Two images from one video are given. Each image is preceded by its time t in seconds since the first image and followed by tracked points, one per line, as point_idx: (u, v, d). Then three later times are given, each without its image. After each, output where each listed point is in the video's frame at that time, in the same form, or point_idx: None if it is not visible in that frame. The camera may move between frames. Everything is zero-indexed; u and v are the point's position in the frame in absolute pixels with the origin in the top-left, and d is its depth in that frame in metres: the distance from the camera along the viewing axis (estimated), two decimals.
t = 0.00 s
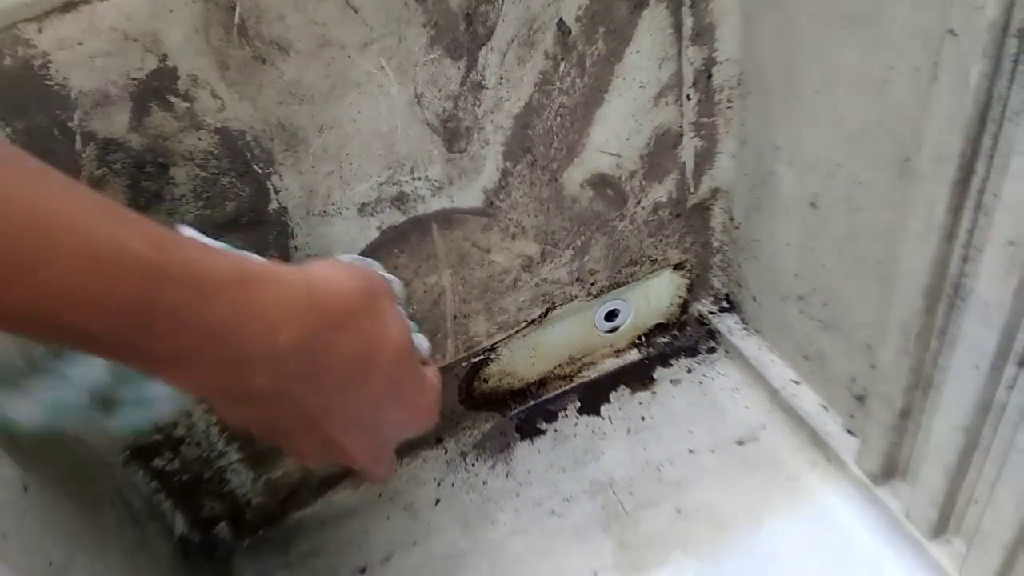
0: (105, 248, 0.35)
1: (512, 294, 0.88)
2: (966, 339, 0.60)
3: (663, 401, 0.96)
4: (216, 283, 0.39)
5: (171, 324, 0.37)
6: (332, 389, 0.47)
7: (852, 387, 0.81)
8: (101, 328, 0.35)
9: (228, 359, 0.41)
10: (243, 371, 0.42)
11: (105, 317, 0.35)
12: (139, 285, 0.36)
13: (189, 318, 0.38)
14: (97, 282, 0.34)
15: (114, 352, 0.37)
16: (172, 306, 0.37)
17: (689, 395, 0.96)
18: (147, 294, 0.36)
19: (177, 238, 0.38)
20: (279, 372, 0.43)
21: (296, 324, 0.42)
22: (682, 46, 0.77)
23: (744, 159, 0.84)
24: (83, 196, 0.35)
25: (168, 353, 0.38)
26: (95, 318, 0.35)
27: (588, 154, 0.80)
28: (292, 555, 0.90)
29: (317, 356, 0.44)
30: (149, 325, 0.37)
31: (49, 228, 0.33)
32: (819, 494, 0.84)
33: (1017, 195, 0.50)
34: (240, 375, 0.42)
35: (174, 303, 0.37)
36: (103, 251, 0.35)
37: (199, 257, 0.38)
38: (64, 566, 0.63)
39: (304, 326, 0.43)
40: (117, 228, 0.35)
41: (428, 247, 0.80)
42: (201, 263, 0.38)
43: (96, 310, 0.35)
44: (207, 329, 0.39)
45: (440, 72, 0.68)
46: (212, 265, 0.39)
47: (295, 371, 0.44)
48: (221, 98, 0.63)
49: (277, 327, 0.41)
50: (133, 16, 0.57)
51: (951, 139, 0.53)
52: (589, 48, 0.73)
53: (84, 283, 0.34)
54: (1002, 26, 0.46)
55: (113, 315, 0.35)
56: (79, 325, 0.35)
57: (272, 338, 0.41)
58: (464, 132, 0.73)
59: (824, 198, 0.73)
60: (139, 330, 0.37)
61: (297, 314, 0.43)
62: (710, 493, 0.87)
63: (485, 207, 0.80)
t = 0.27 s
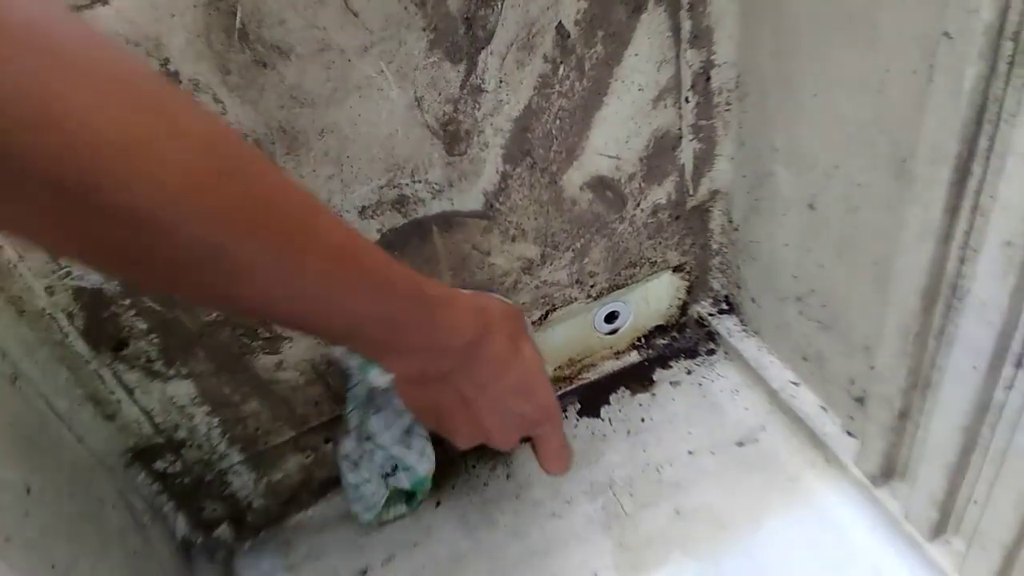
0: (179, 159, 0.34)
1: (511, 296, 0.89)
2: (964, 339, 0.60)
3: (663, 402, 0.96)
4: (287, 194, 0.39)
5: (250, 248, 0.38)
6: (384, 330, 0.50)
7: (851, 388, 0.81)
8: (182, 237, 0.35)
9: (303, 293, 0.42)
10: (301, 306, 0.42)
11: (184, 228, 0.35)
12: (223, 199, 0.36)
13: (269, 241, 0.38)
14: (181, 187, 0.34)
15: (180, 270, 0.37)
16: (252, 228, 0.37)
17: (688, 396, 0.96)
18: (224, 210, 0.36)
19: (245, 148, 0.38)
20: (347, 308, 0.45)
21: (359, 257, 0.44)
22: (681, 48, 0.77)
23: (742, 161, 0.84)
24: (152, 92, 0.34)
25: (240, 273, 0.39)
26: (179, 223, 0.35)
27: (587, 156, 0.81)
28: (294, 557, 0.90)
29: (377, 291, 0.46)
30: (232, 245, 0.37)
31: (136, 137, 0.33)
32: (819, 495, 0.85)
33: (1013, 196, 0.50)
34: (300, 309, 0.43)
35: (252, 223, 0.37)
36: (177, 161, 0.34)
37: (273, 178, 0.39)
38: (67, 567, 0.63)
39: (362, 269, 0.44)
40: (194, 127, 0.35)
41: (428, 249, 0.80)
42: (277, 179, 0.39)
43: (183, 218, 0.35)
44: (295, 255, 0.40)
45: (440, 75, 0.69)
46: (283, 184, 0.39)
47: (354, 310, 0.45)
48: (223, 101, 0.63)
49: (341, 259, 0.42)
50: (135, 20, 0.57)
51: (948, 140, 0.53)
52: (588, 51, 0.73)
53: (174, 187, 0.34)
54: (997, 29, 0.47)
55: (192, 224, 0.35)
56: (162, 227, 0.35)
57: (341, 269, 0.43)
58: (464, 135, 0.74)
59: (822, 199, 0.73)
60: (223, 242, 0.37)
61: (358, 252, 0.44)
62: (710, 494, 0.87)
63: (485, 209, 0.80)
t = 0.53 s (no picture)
0: (165, 84, 0.42)
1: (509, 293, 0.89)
2: (961, 336, 0.60)
3: (661, 400, 0.96)
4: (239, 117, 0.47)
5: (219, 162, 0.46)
6: (323, 251, 0.54)
7: (848, 385, 0.81)
8: (145, 149, 0.43)
9: (267, 224, 0.50)
10: (281, 240, 0.51)
11: (159, 150, 0.43)
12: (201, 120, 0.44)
13: (234, 151, 0.46)
14: (162, 120, 0.42)
15: (169, 181, 0.45)
16: (221, 154, 0.46)
17: (686, 393, 0.96)
18: (222, 123, 0.46)
19: (231, 88, 0.47)
20: (299, 231, 0.52)
21: (316, 181, 0.51)
22: (678, 45, 0.77)
23: (739, 158, 0.84)
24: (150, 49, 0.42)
25: (192, 192, 0.46)
26: (155, 142, 0.43)
27: (585, 153, 0.81)
28: (291, 553, 0.90)
29: (316, 229, 0.52)
30: (176, 166, 0.44)
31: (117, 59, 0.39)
32: (816, 492, 0.85)
33: (1009, 192, 0.50)
34: (257, 227, 0.50)
35: (223, 146, 0.46)
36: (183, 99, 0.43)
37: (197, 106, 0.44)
38: (64, 562, 0.64)
39: (331, 190, 0.53)
40: (187, 80, 0.44)
41: (426, 245, 0.80)
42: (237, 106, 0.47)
43: (164, 141, 0.43)
44: (254, 169, 0.48)
45: (437, 71, 0.69)
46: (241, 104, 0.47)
47: (314, 239, 0.53)
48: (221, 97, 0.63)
49: (308, 179, 0.51)
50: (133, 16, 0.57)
51: (944, 137, 0.53)
52: (585, 47, 0.73)
53: (160, 123, 0.43)
54: (993, 26, 0.47)
55: (186, 148, 0.44)
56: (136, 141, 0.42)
57: (304, 183, 0.51)
58: (462, 132, 0.74)
59: (819, 196, 0.73)
60: (195, 165, 0.45)
61: (317, 191, 0.52)
62: (707, 491, 0.87)
63: (483, 206, 0.80)
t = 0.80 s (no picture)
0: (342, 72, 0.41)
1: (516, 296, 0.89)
2: (970, 338, 0.60)
3: (667, 402, 0.96)
4: (424, 130, 0.47)
5: (345, 149, 0.43)
6: (446, 230, 0.52)
7: (855, 388, 0.81)
8: (288, 133, 0.41)
9: (393, 200, 0.48)
10: (408, 212, 0.50)
11: (294, 135, 0.41)
12: (337, 107, 0.41)
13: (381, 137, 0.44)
14: (308, 107, 0.40)
15: (298, 155, 0.43)
16: (363, 141, 0.44)
17: (693, 396, 0.96)
18: (341, 94, 0.41)
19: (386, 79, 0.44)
20: (436, 215, 0.50)
21: (460, 172, 0.50)
22: (685, 48, 0.77)
23: (746, 160, 0.84)
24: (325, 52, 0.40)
25: (321, 165, 0.44)
26: (294, 129, 0.41)
27: (592, 155, 0.81)
28: (298, 556, 0.90)
29: (448, 214, 0.51)
30: (316, 148, 0.42)
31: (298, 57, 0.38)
32: (824, 495, 0.85)
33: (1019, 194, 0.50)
34: (379, 200, 0.48)
35: (375, 140, 0.44)
36: (340, 84, 0.41)
37: (373, 113, 0.43)
38: (73, 565, 0.64)
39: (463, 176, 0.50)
40: (354, 79, 0.42)
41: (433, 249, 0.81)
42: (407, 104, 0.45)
43: (279, 123, 0.40)
44: (387, 162, 0.45)
45: (445, 74, 0.69)
46: (400, 100, 0.44)
47: (439, 220, 0.51)
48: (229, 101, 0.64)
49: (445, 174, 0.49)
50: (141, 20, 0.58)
51: (953, 140, 0.53)
52: (593, 50, 0.73)
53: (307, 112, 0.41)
54: (1003, 27, 0.47)
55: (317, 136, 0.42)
56: (274, 119, 0.40)
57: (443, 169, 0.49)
58: (469, 135, 0.74)
59: (827, 199, 0.73)
60: (326, 144, 0.43)
61: (462, 178, 0.50)
62: (715, 493, 0.87)
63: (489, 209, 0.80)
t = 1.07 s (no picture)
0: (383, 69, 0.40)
1: (520, 299, 0.90)
2: (973, 343, 0.60)
3: (670, 406, 0.96)
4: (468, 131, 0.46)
5: (388, 150, 0.43)
6: (479, 231, 0.52)
7: (859, 392, 0.81)
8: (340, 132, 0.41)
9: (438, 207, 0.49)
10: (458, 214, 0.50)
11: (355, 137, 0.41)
12: (380, 108, 0.41)
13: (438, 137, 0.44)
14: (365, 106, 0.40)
15: (347, 155, 0.43)
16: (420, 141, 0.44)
17: (696, 399, 0.96)
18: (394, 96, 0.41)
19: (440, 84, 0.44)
20: (478, 213, 0.50)
21: (509, 180, 0.50)
22: (689, 52, 0.77)
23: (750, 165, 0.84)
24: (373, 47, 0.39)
25: (385, 170, 0.44)
26: (342, 129, 0.41)
27: (596, 159, 0.81)
28: (302, 558, 0.91)
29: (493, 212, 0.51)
30: (364, 151, 0.42)
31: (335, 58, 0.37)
32: (827, 499, 0.85)
33: None
34: (416, 201, 0.48)
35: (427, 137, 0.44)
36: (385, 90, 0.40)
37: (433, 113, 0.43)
38: (78, 567, 0.64)
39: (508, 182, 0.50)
40: (402, 78, 0.41)
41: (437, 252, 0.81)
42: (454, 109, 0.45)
43: (345, 119, 0.40)
44: (436, 165, 0.45)
45: (450, 79, 0.69)
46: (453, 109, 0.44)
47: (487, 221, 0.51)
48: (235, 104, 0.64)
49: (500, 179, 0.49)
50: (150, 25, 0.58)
51: (957, 146, 0.53)
52: (597, 55, 0.74)
53: (366, 114, 0.41)
54: (1007, 33, 0.47)
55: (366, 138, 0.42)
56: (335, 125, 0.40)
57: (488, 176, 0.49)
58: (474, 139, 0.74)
59: (832, 204, 0.73)
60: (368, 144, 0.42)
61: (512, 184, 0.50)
62: (717, 496, 0.87)
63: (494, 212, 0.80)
